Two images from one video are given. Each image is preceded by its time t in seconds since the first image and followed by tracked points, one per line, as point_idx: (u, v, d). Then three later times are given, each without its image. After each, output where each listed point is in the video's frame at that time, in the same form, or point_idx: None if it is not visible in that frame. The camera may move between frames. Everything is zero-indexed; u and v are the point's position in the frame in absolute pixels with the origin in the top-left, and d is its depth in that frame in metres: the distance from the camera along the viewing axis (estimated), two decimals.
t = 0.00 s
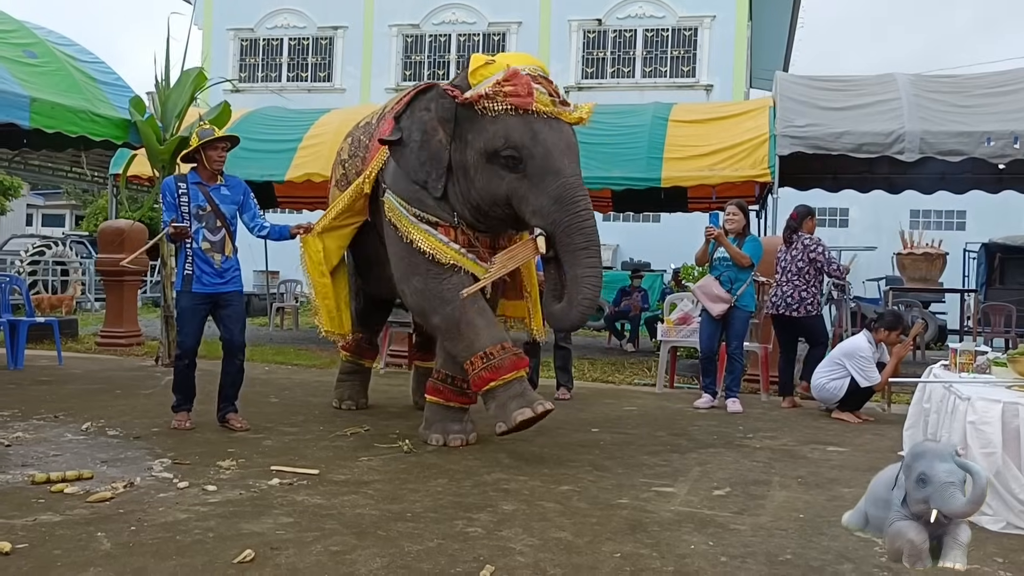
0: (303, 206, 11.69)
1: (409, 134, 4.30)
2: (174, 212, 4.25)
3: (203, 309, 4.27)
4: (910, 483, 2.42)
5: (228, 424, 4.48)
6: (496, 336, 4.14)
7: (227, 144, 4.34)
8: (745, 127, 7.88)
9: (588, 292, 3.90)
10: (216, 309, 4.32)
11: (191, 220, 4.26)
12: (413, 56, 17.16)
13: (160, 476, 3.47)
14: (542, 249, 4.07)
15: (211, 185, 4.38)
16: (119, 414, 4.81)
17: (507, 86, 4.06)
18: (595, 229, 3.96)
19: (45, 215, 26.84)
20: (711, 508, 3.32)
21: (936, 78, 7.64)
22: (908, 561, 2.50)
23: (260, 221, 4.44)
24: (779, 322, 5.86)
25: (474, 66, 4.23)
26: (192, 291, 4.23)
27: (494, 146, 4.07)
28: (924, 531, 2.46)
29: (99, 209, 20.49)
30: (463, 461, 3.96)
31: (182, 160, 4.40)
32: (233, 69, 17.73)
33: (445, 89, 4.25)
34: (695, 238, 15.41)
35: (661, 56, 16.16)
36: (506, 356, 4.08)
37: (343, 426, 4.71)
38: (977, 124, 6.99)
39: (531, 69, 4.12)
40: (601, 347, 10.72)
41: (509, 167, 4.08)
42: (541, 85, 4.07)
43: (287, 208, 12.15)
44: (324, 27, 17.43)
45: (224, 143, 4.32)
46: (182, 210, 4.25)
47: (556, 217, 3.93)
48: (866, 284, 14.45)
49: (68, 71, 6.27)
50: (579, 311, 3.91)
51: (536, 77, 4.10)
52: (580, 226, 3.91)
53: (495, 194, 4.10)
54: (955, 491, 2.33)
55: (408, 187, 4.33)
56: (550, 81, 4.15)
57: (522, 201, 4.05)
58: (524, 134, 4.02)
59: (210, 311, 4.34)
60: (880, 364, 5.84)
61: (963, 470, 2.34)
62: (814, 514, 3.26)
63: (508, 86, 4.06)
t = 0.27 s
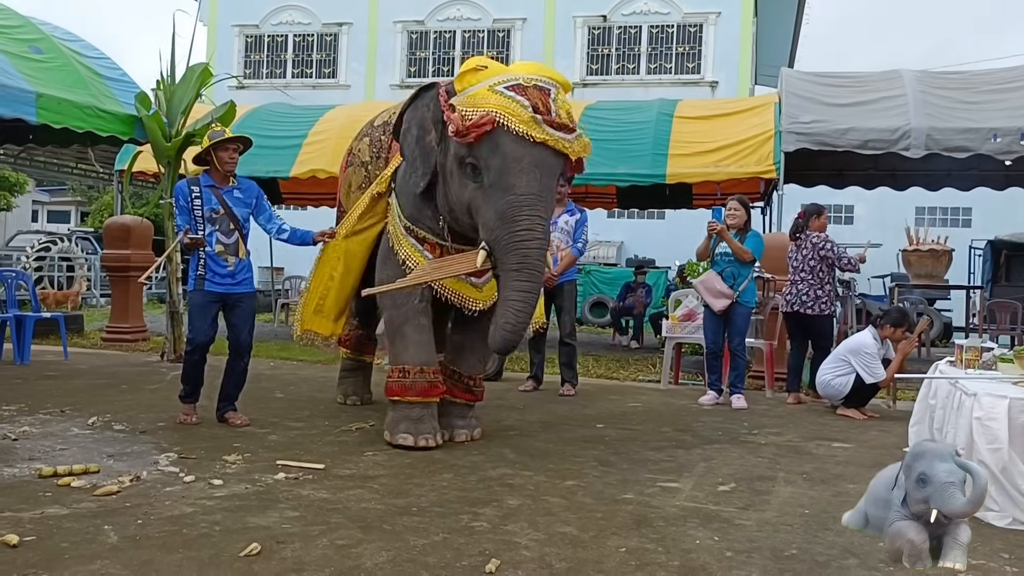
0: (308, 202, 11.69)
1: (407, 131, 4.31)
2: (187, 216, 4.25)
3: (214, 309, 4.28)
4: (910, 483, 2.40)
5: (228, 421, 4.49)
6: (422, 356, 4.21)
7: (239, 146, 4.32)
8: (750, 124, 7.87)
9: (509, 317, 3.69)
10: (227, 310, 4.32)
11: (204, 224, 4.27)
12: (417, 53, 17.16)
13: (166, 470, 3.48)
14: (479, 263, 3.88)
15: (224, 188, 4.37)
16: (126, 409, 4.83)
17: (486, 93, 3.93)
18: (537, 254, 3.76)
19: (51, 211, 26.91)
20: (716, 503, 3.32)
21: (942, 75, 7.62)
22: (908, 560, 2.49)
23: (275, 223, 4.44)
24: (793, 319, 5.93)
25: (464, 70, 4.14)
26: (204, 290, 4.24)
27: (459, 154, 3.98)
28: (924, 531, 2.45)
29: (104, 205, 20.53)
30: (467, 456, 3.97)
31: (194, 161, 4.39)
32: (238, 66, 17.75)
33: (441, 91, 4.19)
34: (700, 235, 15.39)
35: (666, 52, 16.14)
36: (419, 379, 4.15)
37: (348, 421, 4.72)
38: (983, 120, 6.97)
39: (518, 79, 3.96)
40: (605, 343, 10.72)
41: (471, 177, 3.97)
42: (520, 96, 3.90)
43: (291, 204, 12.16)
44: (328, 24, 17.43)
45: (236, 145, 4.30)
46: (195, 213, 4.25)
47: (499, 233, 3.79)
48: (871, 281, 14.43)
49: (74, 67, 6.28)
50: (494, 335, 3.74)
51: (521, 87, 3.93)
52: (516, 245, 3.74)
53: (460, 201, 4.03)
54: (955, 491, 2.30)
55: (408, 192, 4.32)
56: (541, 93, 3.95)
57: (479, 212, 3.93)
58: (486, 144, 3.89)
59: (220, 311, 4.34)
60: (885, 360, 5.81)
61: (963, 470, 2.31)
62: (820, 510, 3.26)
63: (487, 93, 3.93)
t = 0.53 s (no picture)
0: (311, 200, 11.70)
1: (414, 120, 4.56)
2: (190, 209, 4.27)
3: (215, 304, 4.30)
4: (910, 482, 2.41)
5: (231, 419, 4.51)
6: (388, 344, 4.60)
7: (244, 139, 4.31)
8: (754, 122, 7.86)
9: (422, 305, 3.95)
10: (227, 305, 4.33)
11: (207, 217, 4.27)
12: (421, 51, 17.16)
13: (170, 468, 3.49)
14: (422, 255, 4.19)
15: (227, 182, 4.36)
16: (129, 406, 4.84)
17: (468, 88, 4.12)
18: (466, 253, 3.93)
19: (54, 209, 26.93)
20: (719, 502, 3.32)
21: (945, 73, 7.61)
22: (908, 560, 2.51)
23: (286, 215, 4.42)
24: (811, 318, 6.09)
25: (462, 64, 4.33)
26: (205, 285, 4.27)
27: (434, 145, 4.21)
28: (924, 531, 2.47)
29: (107, 203, 20.57)
30: (470, 454, 3.97)
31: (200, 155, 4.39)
32: (242, 63, 17.76)
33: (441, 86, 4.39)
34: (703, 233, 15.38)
35: (669, 50, 16.12)
36: (381, 364, 4.56)
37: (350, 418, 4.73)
38: (987, 119, 6.96)
39: (504, 80, 4.11)
40: (609, 342, 10.72)
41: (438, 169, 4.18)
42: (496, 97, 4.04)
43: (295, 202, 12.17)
44: (332, 21, 17.43)
45: (241, 139, 4.28)
46: (198, 207, 4.26)
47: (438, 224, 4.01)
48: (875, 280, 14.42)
49: (78, 64, 6.29)
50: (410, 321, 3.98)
51: (503, 89, 4.07)
52: (449, 240, 3.93)
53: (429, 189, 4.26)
54: (955, 491, 2.31)
55: (411, 185, 4.58)
56: (519, 98, 4.06)
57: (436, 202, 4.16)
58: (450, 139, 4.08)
59: (221, 306, 4.35)
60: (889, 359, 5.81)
61: (962, 469, 2.32)
62: (823, 509, 3.26)
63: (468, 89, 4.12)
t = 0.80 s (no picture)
0: (310, 197, 11.69)
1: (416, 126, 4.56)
2: (180, 205, 4.28)
3: (206, 300, 4.29)
4: (910, 482, 2.36)
5: (230, 415, 4.51)
6: (399, 339, 4.67)
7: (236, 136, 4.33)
8: (754, 119, 7.86)
9: (437, 317, 4.01)
10: (218, 302, 4.33)
11: (197, 213, 4.27)
12: (420, 47, 17.15)
13: (169, 464, 3.48)
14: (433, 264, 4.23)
15: (218, 178, 4.38)
16: (128, 402, 4.84)
17: (462, 93, 4.11)
18: (471, 263, 3.93)
19: (54, 205, 26.94)
20: (718, 499, 3.32)
21: (946, 71, 7.60)
22: (907, 561, 2.45)
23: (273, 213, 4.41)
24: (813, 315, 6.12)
25: (452, 66, 4.36)
26: (194, 283, 4.25)
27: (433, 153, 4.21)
28: (924, 531, 2.41)
29: (107, 199, 20.56)
30: (469, 450, 3.97)
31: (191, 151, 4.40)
32: (241, 60, 17.76)
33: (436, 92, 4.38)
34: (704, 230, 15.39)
35: (669, 48, 16.11)
36: (392, 361, 4.62)
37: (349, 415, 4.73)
38: (987, 116, 6.95)
39: (495, 81, 4.10)
40: (608, 339, 10.72)
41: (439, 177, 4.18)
42: (488, 99, 4.03)
43: (294, 198, 12.16)
44: (331, 18, 17.41)
45: (235, 137, 4.30)
46: (187, 203, 4.27)
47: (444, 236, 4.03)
48: (874, 278, 14.42)
49: (77, 60, 6.28)
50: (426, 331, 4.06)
51: (495, 90, 4.06)
52: (455, 250, 3.94)
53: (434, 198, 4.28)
54: (955, 491, 2.26)
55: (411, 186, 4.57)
56: (512, 98, 4.03)
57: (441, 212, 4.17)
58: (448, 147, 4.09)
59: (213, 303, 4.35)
60: (889, 357, 5.83)
61: (963, 469, 2.27)
62: (821, 506, 3.26)
63: (462, 93, 4.11)
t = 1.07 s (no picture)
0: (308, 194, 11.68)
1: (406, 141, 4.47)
2: (169, 206, 4.27)
3: (197, 301, 4.29)
4: (910, 482, 2.34)
5: (229, 412, 4.48)
6: (419, 344, 4.26)
7: (223, 136, 4.32)
8: (751, 117, 7.86)
9: (493, 321, 3.79)
10: (209, 303, 4.34)
11: (185, 214, 4.27)
12: (419, 44, 17.13)
13: (166, 461, 3.48)
14: (472, 269, 4.12)
15: (206, 178, 4.38)
16: (125, 400, 4.83)
17: (466, 96, 4.06)
18: (521, 256, 3.84)
19: (51, 202, 26.93)
20: (715, 496, 3.32)
21: (944, 69, 7.59)
22: (908, 560, 2.44)
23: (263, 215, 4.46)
24: (810, 311, 6.15)
25: (444, 75, 4.30)
26: (185, 284, 4.24)
27: (444, 160, 4.11)
28: (924, 531, 2.39)
29: (104, 195, 20.53)
30: (467, 448, 3.97)
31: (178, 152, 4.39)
32: (240, 57, 17.74)
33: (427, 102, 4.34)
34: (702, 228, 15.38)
35: (668, 45, 16.09)
36: (417, 367, 4.17)
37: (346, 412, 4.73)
38: (986, 114, 6.95)
39: (497, 80, 4.07)
40: (606, 337, 10.72)
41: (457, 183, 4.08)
42: (498, 97, 4.00)
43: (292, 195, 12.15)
44: (330, 15, 17.39)
45: (220, 135, 4.29)
46: (176, 204, 4.27)
47: (484, 237, 3.90)
48: (872, 275, 14.42)
49: (74, 57, 6.27)
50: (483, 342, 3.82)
51: (500, 88, 4.03)
52: (502, 247, 3.83)
53: (450, 207, 4.16)
54: (955, 491, 2.25)
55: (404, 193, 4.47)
56: (520, 91, 4.03)
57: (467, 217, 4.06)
58: (467, 149, 4.01)
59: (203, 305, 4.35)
60: (886, 354, 5.83)
61: (963, 469, 2.25)
62: (818, 503, 3.26)
63: (466, 97, 4.06)
